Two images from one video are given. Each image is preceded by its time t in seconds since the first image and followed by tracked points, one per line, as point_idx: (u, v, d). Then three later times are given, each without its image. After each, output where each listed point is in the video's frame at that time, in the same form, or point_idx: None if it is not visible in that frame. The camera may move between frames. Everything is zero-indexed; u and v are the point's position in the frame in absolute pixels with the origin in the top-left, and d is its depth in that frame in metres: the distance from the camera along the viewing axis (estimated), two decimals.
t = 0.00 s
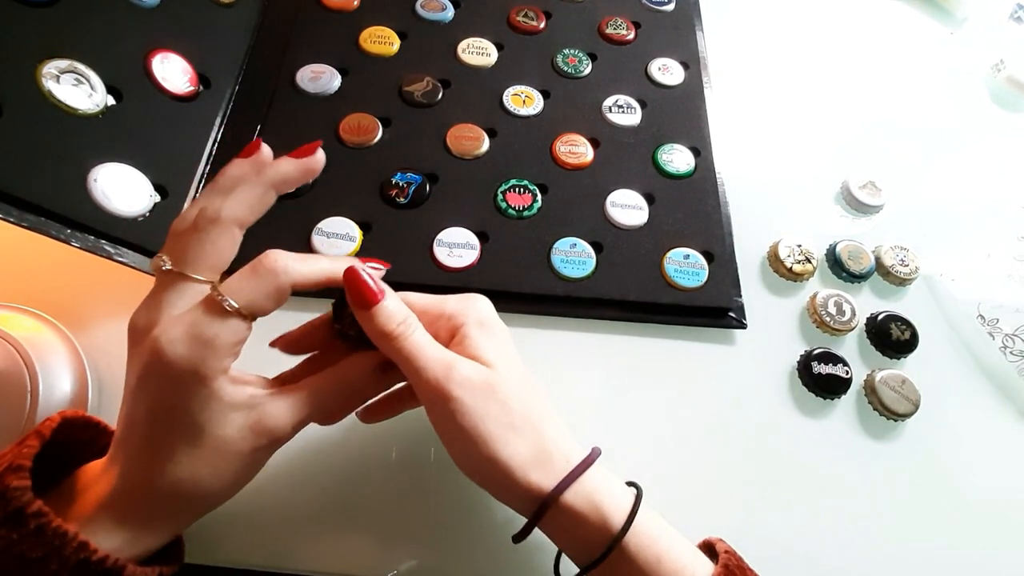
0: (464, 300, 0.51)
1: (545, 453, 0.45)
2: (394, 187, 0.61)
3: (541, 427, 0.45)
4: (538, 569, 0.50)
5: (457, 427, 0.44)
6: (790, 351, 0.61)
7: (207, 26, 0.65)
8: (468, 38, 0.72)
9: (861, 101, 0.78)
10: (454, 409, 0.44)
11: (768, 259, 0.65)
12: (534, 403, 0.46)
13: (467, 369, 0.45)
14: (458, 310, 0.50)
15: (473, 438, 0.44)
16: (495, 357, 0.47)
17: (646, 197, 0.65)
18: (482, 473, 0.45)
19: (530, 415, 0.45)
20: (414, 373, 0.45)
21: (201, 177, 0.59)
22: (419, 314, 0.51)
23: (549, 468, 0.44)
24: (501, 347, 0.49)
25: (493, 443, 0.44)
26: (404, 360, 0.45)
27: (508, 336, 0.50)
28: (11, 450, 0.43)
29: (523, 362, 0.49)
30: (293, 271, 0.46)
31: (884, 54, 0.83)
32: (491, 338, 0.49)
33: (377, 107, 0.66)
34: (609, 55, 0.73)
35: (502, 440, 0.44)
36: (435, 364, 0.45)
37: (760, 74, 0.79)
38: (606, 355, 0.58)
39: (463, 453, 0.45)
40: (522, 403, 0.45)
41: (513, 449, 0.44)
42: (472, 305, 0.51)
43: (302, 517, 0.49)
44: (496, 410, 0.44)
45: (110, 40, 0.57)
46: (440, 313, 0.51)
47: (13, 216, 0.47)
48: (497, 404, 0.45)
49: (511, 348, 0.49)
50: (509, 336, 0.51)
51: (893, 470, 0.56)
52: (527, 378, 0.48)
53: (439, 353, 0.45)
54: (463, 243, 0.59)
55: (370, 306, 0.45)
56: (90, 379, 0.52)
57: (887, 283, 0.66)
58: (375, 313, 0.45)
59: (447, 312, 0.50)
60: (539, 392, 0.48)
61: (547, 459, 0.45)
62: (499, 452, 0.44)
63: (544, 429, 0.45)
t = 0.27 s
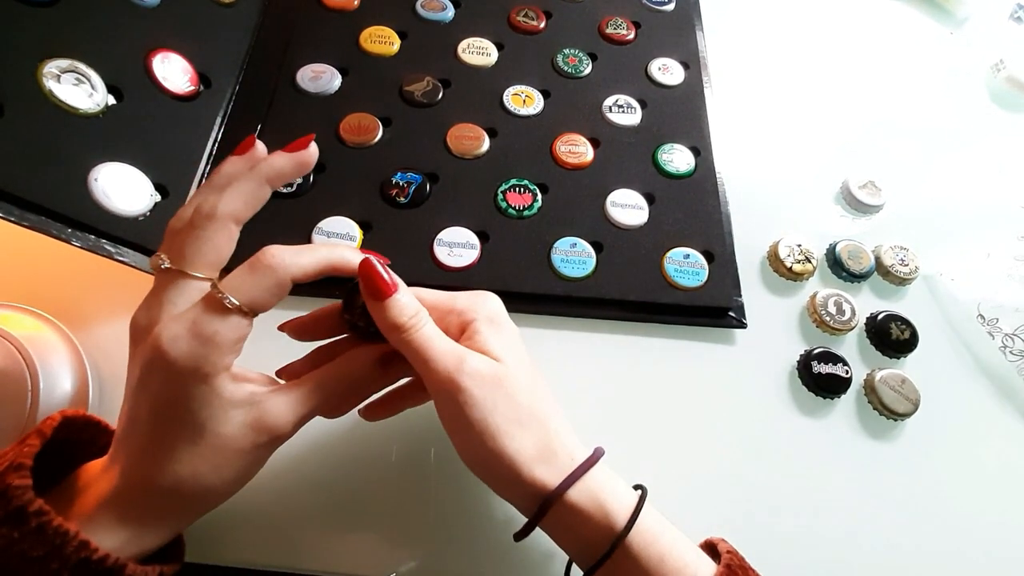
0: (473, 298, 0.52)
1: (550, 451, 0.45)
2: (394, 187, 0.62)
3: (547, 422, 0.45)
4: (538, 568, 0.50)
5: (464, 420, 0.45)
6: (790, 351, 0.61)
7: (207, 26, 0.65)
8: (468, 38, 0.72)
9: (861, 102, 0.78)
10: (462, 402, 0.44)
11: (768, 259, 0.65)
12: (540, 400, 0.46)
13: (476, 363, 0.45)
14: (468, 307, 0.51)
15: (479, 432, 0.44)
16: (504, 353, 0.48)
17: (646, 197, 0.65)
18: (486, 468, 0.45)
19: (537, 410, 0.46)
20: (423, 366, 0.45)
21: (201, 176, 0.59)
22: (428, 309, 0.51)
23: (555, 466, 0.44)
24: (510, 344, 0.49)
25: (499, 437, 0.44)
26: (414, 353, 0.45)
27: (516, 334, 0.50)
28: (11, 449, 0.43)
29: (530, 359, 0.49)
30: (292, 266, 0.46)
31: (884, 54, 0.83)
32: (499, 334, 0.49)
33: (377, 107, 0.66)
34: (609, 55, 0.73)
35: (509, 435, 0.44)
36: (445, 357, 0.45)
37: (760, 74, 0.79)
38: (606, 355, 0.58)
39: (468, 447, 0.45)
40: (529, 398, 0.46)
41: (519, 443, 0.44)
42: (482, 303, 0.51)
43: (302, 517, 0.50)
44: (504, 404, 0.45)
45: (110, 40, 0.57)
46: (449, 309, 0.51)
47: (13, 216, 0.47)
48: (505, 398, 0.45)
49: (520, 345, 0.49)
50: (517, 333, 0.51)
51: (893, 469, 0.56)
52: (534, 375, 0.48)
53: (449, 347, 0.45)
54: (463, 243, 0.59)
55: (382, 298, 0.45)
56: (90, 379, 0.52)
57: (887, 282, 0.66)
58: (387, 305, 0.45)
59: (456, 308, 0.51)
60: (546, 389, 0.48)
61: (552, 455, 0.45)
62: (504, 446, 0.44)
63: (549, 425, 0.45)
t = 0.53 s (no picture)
0: (471, 300, 0.52)
1: (547, 453, 0.45)
2: (394, 187, 0.62)
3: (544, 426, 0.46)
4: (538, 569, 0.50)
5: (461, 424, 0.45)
6: (790, 351, 0.61)
7: (207, 26, 0.65)
8: (468, 38, 0.72)
9: (861, 102, 0.78)
10: (460, 406, 0.44)
11: (768, 259, 0.65)
12: (538, 403, 0.46)
13: (474, 366, 0.45)
14: (466, 309, 0.51)
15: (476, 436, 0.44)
16: (502, 355, 0.48)
17: (646, 197, 0.65)
18: (484, 471, 0.45)
19: (535, 414, 0.46)
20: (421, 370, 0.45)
21: (201, 176, 0.59)
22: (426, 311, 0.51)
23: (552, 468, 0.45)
24: (508, 346, 0.49)
25: (497, 441, 0.44)
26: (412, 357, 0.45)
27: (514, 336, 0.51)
28: (11, 448, 0.43)
29: (528, 362, 0.49)
30: (293, 267, 0.47)
31: (884, 54, 0.83)
32: (498, 337, 0.49)
33: (377, 107, 0.66)
34: (609, 55, 0.73)
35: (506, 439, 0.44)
36: (443, 361, 0.45)
37: (760, 74, 0.79)
38: (606, 355, 0.58)
39: (466, 450, 0.45)
40: (527, 402, 0.46)
41: (516, 447, 0.44)
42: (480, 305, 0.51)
43: (302, 517, 0.49)
44: (502, 408, 0.45)
45: (110, 40, 0.57)
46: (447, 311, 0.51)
47: (13, 216, 0.47)
48: (503, 401, 0.45)
49: (517, 347, 0.50)
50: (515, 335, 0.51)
51: (893, 470, 0.56)
52: (532, 378, 0.48)
53: (447, 350, 0.45)
54: (463, 243, 0.59)
55: (379, 301, 0.45)
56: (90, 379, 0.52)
57: (886, 283, 0.66)
58: (384, 308, 0.45)
59: (454, 311, 0.51)
60: (544, 392, 0.48)
61: (549, 457, 0.45)
62: (502, 450, 0.44)
63: (547, 428, 0.46)
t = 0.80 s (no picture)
0: (462, 304, 0.51)
1: (536, 460, 0.45)
2: (394, 187, 0.61)
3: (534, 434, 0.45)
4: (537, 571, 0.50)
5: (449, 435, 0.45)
6: (790, 352, 0.61)
7: (207, 26, 0.65)
8: (468, 38, 0.72)
9: (861, 102, 0.78)
10: (446, 417, 0.44)
11: (768, 260, 0.65)
12: (528, 411, 0.46)
13: (460, 376, 0.45)
14: (456, 314, 0.50)
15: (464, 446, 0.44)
16: (490, 363, 0.47)
17: (646, 197, 0.65)
18: (474, 479, 0.45)
19: (524, 423, 0.45)
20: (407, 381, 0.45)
21: (200, 176, 0.59)
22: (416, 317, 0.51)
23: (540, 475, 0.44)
24: (497, 353, 0.48)
25: (485, 451, 0.44)
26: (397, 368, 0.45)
27: (504, 341, 0.50)
28: (9, 448, 0.43)
29: (519, 367, 0.49)
30: (286, 269, 0.47)
31: (884, 54, 0.83)
32: (487, 343, 0.49)
33: (377, 108, 0.66)
34: (609, 55, 0.73)
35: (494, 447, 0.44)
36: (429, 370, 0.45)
37: (760, 74, 0.79)
38: (606, 355, 0.58)
39: (456, 460, 0.45)
40: (516, 411, 0.46)
41: (505, 458, 0.44)
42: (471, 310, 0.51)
43: (301, 518, 0.49)
44: (489, 417, 0.45)
45: (110, 40, 0.57)
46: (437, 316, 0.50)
47: (12, 216, 0.47)
48: (490, 411, 0.45)
49: (507, 353, 0.49)
50: (506, 340, 0.51)
51: (893, 470, 0.56)
52: (523, 384, 0.48)
53: (432, 361, 0.45)
54: (463, 243, 0.59)
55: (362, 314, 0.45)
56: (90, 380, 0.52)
57: (887, 283, 0.65)
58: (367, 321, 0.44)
59: (444, 316, 0.50)
60: (535, 398, 0.48)
61: (539, 466, 0.45)
62: (490, 460, 0.44)
63: (537, 436, 0.45)
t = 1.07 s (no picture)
0: (456, 301, 0.51)
1: (528, 454, 0.45)
2: (394, 187, 0.61)
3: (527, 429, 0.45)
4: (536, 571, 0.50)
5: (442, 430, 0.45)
6: (790, 352, 0.61)
7: (207, 26, 0.64)
8: (468, 38, 0.72)
9: (862, 102, 0.78)
10: (438, 414, 0.44)
11: (768, 260, 0.65)
12: (520, 406, 0.46)
13: (452, 374, 0.45)
14: (450, 311, 0.50)
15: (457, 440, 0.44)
16: (483, 359, 0.47)
17: (646, 197, 0.65)
18: (468, 474, 0.45)
19: (516, 418, 0.45)
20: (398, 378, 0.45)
21: (200, 177, 0.59)
22: (411, 316, 0.51)
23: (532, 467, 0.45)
24: (490, 349, 0.49)
25: (478, 446, 0.44)
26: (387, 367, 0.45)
27: (498, 338, 0.50)
28: (8, 447, 0.43)
29: (513, 364, 0.49)
30: (281, 266, 0.47)
31: (885, 54, 0.83)
32: (480, 340, 0.49)
33: (377, 108, 0.66)
34: (609, 55, 0.73)
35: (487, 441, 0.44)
36: (420, 370, 0.45)
37: (760, 73, 0.79)
38: (606, 356, 0.58)
39: (450, 456, 0.45)
40: (508, 406, 0.46)
41: (498, 453, 0.44)
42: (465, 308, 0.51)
43: (301, 518, 0.49)
44: (482, 414, 0.45)
45: (110, 40, 0.57)
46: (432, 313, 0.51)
47: (12, 216, 0.47)
48: (482, 408, 0.45)
49: (501, 349, 0.49)
50: (501, 337, 0.51)
51: (893, 471, 0.56)
52: (516, 380, 0.48)
53: (422, 360, 0.45)
54: (463, 243, 0.59)
55: (352, 316, 0.45)
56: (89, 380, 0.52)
57: (887, 283, 0.65)
58: (357, 322, 0.45)
59: (439, 313, 0.50)
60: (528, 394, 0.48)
61: (532, 460, 0.45)
62: (484, 457, 0.44)
63: (530, 431, 0.45)
